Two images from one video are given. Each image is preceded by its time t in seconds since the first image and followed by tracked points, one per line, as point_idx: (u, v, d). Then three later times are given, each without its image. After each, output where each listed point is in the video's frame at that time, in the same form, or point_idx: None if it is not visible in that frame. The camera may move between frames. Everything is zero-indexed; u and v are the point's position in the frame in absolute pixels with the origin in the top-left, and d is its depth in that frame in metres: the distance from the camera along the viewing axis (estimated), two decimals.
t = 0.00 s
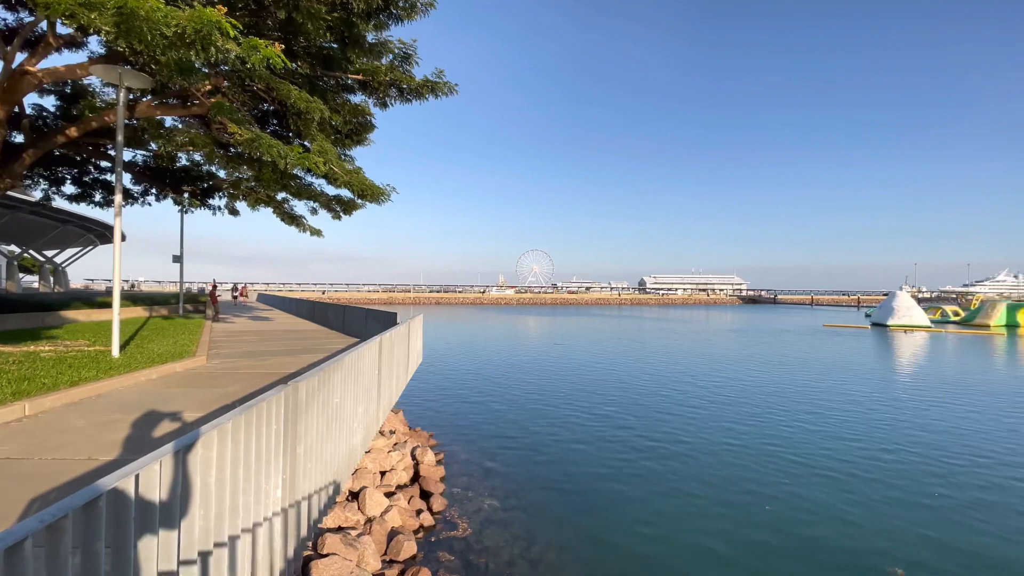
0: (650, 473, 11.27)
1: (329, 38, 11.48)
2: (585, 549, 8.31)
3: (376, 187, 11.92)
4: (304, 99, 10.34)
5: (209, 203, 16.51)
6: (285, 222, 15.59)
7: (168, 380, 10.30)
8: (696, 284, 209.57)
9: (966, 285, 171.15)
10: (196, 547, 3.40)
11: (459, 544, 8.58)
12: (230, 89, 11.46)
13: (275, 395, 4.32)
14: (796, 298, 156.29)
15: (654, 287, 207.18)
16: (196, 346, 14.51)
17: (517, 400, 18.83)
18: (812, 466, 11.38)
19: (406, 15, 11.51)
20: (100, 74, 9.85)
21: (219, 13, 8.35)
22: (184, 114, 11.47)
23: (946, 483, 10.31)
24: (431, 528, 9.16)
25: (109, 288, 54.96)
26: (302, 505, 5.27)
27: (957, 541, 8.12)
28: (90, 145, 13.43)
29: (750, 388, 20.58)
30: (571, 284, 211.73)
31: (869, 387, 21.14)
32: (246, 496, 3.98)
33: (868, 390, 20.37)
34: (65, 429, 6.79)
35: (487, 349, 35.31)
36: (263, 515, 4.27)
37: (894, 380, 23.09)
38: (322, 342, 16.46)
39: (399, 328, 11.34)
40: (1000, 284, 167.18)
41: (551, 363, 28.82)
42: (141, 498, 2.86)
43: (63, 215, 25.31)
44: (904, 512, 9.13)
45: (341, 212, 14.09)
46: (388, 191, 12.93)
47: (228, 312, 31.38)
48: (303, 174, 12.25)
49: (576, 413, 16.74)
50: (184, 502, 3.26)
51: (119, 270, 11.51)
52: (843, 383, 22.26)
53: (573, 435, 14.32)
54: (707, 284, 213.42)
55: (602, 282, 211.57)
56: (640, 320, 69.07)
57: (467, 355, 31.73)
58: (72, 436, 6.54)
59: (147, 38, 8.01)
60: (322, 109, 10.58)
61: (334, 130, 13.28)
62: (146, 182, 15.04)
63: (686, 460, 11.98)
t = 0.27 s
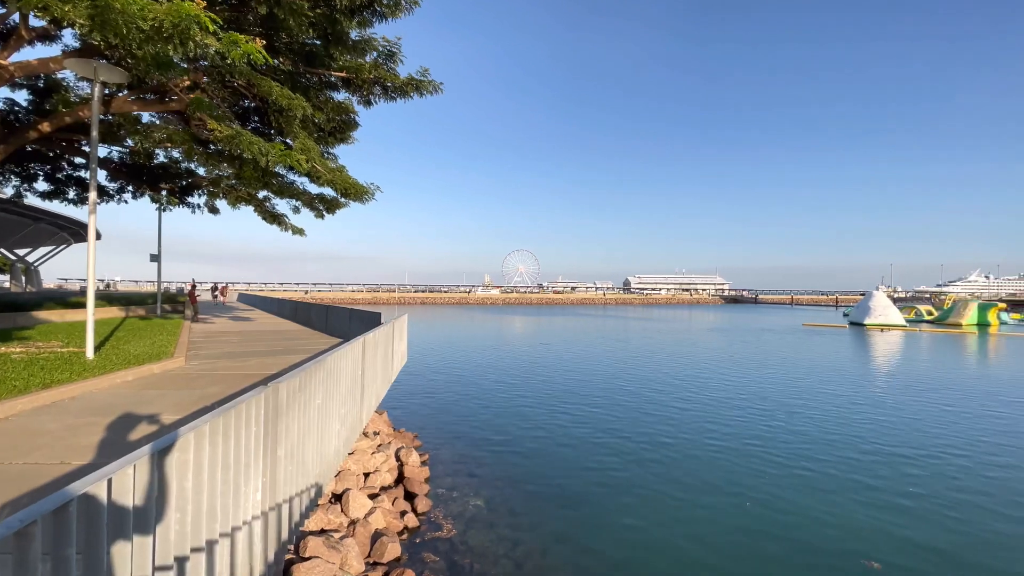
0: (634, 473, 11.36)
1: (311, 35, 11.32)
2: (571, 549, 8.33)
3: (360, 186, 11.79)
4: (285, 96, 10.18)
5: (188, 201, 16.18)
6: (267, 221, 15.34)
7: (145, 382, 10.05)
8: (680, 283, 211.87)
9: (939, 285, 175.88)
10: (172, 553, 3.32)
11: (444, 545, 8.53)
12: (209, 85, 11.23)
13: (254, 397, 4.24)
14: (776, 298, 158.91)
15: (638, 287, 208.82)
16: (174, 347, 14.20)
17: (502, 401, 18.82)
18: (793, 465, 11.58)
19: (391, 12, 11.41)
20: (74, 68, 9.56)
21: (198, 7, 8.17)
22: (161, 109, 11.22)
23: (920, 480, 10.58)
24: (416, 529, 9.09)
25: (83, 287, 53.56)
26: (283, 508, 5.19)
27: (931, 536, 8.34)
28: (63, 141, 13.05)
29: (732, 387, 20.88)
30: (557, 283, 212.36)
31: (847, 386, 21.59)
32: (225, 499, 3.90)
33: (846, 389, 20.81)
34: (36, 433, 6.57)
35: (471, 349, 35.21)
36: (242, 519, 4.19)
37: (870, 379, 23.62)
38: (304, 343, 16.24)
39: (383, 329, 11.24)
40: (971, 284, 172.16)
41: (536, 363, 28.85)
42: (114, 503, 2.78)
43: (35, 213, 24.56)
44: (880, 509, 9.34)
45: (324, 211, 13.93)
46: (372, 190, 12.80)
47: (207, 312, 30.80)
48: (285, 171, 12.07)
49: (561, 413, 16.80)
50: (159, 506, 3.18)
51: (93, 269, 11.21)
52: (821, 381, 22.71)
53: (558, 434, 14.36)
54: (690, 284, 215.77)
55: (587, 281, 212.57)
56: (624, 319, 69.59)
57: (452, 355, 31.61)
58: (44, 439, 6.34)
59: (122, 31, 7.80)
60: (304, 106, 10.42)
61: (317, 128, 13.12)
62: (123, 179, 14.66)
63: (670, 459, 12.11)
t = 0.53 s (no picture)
0: (619, 471, 11.42)
1: (294, 31, 11.17)
2: (557, 548, 8.34)
3: (344, 184, 11.65)
4: (268, 92, 10.02)
5: (167, 199, 15.85)
6: (249, 219, 15.10)
7: (122, 383, 9.82)
8: (664, 283, 213.84)
9: (915, 285, 180.33)
10: (147, 559, 3.24)
11: (429, 546, 8.48)
12: (189, 81, 11.01)
13: (234, 398, 4.17)
14: (759, 297, 161.27)
15: (623, 287, 210.19)
16: (153, 348, 13.90)
17: (487, 400, 18.78)
18: (774, 462, 11.75)
19: (375, 10, 11.31)
20: (48, 62, 9.30)
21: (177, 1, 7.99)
22: (140, 105, 10.97)
23: (897, 476, 10.82)
24: (400, 531, 9.02)
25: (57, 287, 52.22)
26: (265, 511, 5.11)
27: (908, 530, 8.53)
28: (37, 137, 12.69)
29: (716, 385, 21.14)
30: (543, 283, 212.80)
31: (827, 384, 21.99)
32: (204, 503, 3.82)
33: (826, 387, 21.19)
34: (8, 437, 6.38)
35: (457, 349, 35.10)
36: (221, 523, 4.11)
37: (849, 377, 24.11)
38: (288, 343, 16.03)
39: (367, 329, 11.14)
40: (945, 284, 176.67)
41: (522, 362, 28.85)
42: (87, 510, 2.70)
43: (7, 210, 23.84)
44: (859, 505, 9.53)
45: (308, 210, 13.76)
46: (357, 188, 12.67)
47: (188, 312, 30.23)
48: (268, 170, 11.89)
49: (547, 413, 16.83)
50: (135, 511, 3.10)
51: (68, 269, 10.91)
52: (802, 379, 23.11)
53: (544, 434, 14.39)
54: (674, 284, 217.93)
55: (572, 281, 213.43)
56: (609, 319, 70.02)
57: (438, 356, 31.47)
58: (16, 443, 6.16)
59: (98, 25, 7.61)
60: (287, 103, 10.27)
61: (300, 126, 12.96)
62: (99, 176, 14.31)
63: (654, 458, 12.20)
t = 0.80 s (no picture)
0: (605, 471, 11.48)
1: (278, 27, 11.01)
2: (543, 548, 8.35)
3: (329, 183, 11.52)
4: (250, 89, 9.85)
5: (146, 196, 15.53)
6: (231, 218, 14.86)
7: (100, 385, 9.59)
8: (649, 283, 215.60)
9: (892, 285, 184.39)
10: (124, 564, 3.16)
11: (415, 547, 8.43)
12: (169, 77, 10.79)
13: (215, 400, 4.10)
14: (742, 297, 163.45)
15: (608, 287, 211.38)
16: (132, 348, 13.59)
17: (473, 401, 18.73)
18: (757, 460, 11.92)
19: (360, 7, 11.21)
20: (22, 55, 9.04)
21: None
22: (118, 101, 10.73)
23: (877, 474, 11.04)
24: (386, 532, 8.95)
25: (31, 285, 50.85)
26: (246, 514, 5.03)
27: (887, 527, 8.71)
28: (10, 132, 12.34)
29: (700, 385, 21.39)
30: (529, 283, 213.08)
31: (808, 383, 22.36)
32: (183, 506, 3.75)
33: (807, 386, 21.55)
34: None
35: (443, 349, 34.95)
36: (201, 527, 4.04)
37: (830, 376, 24.57)
38: (271, 344, 15.81)
39: (352, 329, 11.04)
40: (921, 284, 180.98)
41: (508, 362, 28.83)
42: (61, 515, 2.63)
43: None
44: (840, 502, 9.71)
45: (291, 208, 13.58)
46: (342, 187, 12.54)
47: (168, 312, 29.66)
48: (250, 167, 11.71)
49: (534, 412, 16.85)
50: (111, 515, 3.03)
51: (42, 267, 10.62)
52: (784, 379, 23.49)
53: (530, 434, 14.40)
54: (659, 284, 219.86)
55: (559, 281, 214.08)
56: (595, 319, 70.35)
57: (423, 356, 31.30)
58: None
59: (74, 18, 7.41)
60: (270, 100, 10.12)
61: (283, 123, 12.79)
62: (75, 173, 13.97)
63: (640, 457, 12.29)
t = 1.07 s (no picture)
0: (591, 471, 11.52)
1: (261, 23, 10.85)
2: (529, 548, 8.35)
3: (313, 181, 11.38)
4: (232, 85, 9.69)
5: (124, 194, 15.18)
6: (212, 216, 14.60)
7: (76, 387, 9.35)
8: (635, 283, 217.16)
9: (871, 285, 188.39)
10: (100, 570, 3.09)
11: (400, 548, 8.37)
12: (149, 72, 10.58)
13: (195, 401, 4.03)
14: (725, 297, 165.50)
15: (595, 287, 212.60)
16: (109, 350, 13.28)
17: (460, 401, 18.66)
18: (740, 458, 12.08)
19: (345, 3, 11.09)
20: None
21: None
22: (95, 96, 10.47)
23: (856, 470, 11.26)
24: (371, 534, 8.87)
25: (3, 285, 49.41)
26: (228, 517, 4.95)
27: (866, 522, 8.89)
28: None
29: (685, 384, 21.59)
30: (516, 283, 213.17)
31: (790, 382, 22.70)
32: (161, 509, 3.68)
33: (789, 385, 21.89)
34: None
35: (429, 350, 34.79)
36: (181, 530, 3.97)
37: (811, 374, 24.98)
38: (254, 344, 15.58)
39: (337, 329, 10.95)
40: (899, 284, 185.20)
41: (494, 362, 28.79)
42: (34, 521, 2.56)
43: None
44: (821, 499, 9.88)
45: (275, 207, 13.40)
46: (326, 185, 12.39)
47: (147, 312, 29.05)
48: (233, 165, 11.52)
49: (520, 412, 16.85)
50: (86, 521, 2.95)
51: (16, 266, 10.32)
52: (767, 377, 23.83)
53: (517, 434, 14.40)
54: (644, 283, 221.58)
55: (545, 281, 214.42)
56: (581, 319, 70.65)
57: (409, 356, 31.12)
58: None
59: (50, 11, 7.22)
60: (253, 97, 9.96)
61: (266, 120, 12.62)
62: (51, 170, 13.62)
63: (626, 456, 12.37)
